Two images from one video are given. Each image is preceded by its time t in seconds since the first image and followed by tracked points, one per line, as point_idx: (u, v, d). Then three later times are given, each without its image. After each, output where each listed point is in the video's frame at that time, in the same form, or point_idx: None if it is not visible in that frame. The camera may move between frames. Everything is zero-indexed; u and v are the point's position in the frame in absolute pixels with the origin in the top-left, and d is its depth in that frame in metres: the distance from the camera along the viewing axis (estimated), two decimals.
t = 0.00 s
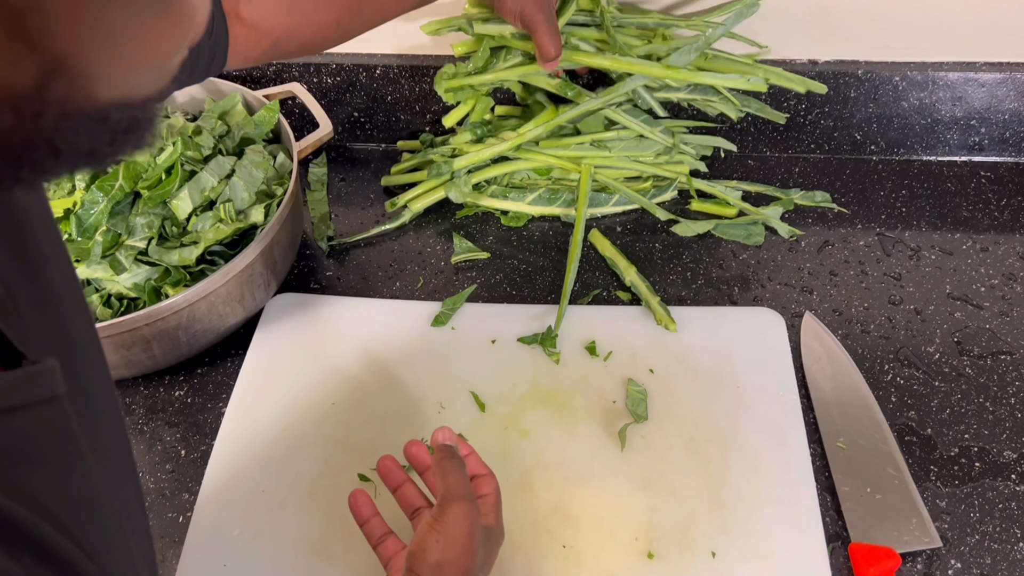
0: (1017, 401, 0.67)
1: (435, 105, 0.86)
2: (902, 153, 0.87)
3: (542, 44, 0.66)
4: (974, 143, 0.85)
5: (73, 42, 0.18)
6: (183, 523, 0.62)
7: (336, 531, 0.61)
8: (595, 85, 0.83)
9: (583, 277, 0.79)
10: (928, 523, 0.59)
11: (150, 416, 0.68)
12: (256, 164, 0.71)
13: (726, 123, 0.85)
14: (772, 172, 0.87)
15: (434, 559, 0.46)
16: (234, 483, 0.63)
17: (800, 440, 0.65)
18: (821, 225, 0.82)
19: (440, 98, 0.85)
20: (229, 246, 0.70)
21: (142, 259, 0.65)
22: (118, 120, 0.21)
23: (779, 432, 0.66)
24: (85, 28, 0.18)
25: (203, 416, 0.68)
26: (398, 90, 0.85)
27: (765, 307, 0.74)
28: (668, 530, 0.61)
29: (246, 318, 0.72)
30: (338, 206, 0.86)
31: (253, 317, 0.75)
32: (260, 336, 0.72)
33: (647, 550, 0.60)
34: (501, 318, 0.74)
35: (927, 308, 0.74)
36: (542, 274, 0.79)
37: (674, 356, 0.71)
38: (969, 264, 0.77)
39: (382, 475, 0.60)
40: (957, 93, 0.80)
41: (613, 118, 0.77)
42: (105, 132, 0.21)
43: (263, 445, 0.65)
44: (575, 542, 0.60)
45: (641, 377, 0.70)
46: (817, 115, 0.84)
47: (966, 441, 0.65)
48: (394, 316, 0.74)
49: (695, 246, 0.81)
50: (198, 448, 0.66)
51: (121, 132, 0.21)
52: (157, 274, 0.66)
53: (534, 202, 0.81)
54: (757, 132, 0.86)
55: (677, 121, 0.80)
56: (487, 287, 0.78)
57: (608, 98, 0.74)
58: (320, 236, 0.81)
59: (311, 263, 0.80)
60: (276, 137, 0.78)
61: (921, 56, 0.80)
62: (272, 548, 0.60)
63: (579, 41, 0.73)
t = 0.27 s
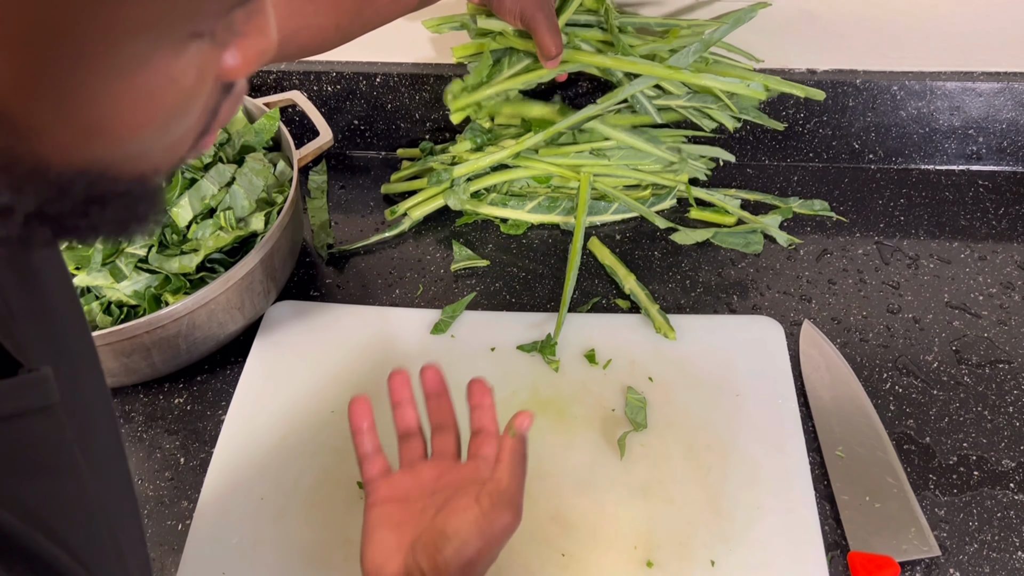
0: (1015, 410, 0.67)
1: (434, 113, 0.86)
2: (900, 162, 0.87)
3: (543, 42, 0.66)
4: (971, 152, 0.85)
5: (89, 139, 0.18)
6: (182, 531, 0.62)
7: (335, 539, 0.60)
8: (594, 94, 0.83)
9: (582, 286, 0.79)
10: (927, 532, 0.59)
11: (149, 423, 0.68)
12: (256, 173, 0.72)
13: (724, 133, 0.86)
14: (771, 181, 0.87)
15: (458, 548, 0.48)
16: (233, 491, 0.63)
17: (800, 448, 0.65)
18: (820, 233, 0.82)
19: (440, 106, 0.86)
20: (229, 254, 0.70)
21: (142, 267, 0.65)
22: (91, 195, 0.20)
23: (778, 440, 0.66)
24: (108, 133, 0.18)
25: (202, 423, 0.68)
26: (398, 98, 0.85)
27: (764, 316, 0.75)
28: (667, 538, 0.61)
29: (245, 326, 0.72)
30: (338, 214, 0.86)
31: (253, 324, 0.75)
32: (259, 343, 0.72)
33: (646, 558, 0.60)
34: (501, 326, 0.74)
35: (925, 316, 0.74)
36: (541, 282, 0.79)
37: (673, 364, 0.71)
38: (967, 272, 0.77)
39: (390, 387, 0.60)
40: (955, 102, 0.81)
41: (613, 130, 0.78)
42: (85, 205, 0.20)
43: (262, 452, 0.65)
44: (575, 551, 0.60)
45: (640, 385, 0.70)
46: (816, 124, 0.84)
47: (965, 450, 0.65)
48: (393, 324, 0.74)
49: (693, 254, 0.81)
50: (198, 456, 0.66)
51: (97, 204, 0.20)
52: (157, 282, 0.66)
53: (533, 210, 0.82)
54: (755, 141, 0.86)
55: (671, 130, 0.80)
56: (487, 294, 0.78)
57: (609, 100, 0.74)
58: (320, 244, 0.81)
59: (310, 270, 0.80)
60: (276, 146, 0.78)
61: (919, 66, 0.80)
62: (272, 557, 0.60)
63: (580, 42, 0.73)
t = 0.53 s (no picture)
0: (1015, 417, 0.67)
1: (434, 119, 0.87)
2: (899, 169, 0.87)
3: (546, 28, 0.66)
4: (970, 159, 0.85)
5: (83, 116, 0.20)
6: (180, 537, 0.62)
7: (335, 545, 0.60)
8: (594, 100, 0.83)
9: (581, 292, 0.79)
10: (927, 540, 0.59)
11: (148, 429, 0.68)
12: (256, 178, 0.72)
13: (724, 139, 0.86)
14: (770, 187, 0.87)
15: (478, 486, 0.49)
16: (233, 497, 0.63)
17: (800, 455, 0.65)
18: (819, 240, 0.82)
19: (440, 112, 0.86)
20: (229, 259, 0.70)
21: (142, 273, 0.66)
22: (80, 176, 0.22)
23: (778, 447, 0.66)
24: (101, 106, 0.21)
25: (201, 429, 0.68)
26: (398, 104, 0.85)
27: (764, 323, 0.75)
28: (668, 544, 0.60)
29: (245, 331, 0.72)
30: (338, 220, 0.86)
31: (253, 330, 0.75)
32: (259, 349, 0.72)
33: (646, 565, 0.60)
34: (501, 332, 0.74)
35: (925, 324, 0.74)
36: (541, 288, 0.79)
37: (672, 370, 0.71)
38: (966, 279, 0.78)
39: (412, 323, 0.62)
40: (954, 109, 0.81)
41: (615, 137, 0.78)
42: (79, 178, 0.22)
43: (262, 458, 0.65)
44: (575, 558, 0.60)
45: (640, 391, 0.70)
46: (815, 131, 0.84)
47: (964, 458, 0.65)
48: (393, 329, 0.74)
49: (693, 261, 0.81)
50: (196, 462, 0.66)
51: (86, 184, 0.22)
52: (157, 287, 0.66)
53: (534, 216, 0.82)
54: (755, 148, 0.87)
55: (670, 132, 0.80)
56: (486, 301, 0.78)
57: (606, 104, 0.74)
58: (319, 250, 0.81)
59: (310, 276, 0.80)
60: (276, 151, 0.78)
61: (918, 74, 0.80)
62: (271, 564, 0.59)
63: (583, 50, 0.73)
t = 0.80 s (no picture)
0: (1014, 423, 0.67)
1: (435, 124, 0.87)
2: (899, 175, 0.88)
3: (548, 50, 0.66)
4: (970, 166, 0.86)
5: (62, 97, 0.21)
6: (180, 541, 0.62)
7: (334, 549, 0.60)
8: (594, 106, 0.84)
9: (581, 297, 0.79)
10: (926, 546, 0.59)
11: (148, 433, 0.68)
12: (257, 182, 0.72)
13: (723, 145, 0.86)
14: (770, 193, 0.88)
15: (463, 518, 0.49)
16: (232, 501, 0.63)
17: (799, 461, 0.65)
18: (818, 246, 0.82)
19: (441, 117, 0.86)
20: (229, 263, 0.70)
21: (142, 276, 0.66)
22: (60, 161, 0.23)
23: (778, 453, 0.66)
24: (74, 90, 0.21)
25: (201, 433, 0.68)
26: (399, 108, 0.86)
27: (764, 329, 0.75)
28: (667, 550, 0.60)
29: (245, 335, 0.72)
30: (338, 224, 0.86)
31: (252, 334, 0.75)
32: (259, 353, 0.72)
33: (645, 570, 0.60)
34: (500, 336, 0.74)
35: (924, 330, 0.74)
36: (541, 292, 0.79)
37: (672, 376, 0.71)
38: (965, 286, 0.78)
39: (398, 360, 0.61)
40: (953, 116, 0.81)
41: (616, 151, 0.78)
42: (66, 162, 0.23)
43: (261, 462, 0.65)
44: (574, 563, 0.60)
45: (639, 397, 0.70)
46: (814, 137, 0.85)
47: (963, 464, 0.65)
48: (393, 334, 0.74)
49: (693, 266, 0.81)
50: (196, 466, 0.66)
51: (66, 170, 0.23)
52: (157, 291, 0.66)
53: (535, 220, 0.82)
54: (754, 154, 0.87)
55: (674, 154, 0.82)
56: (486, 305, 0.78)
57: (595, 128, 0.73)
58: (319, 254, 0.81)
59: (310, 280, 0.80)
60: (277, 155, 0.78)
61: (917, 80, 0.80)
62: (271, 568, 0.59)
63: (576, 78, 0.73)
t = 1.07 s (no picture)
0: (1017, 427, 0.67)
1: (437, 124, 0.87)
2: (901, 177, 0.88)
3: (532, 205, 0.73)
4: (972, 168, 0.86)
5: (68, 99, 0.22)
6: (179, 542, 0.61)
7: (334, 550, 0.60)
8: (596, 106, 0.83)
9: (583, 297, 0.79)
10: (929, 549, 0.59)
11: (147, 433, 0.68)
12: (259, 182, 0.72)
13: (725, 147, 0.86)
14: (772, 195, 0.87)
15: (445, 533, 0.46)
16: (231, 502, 0.62)
17: (801, 464, 0.65)
18: (821, 248, 0.82)
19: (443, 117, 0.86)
20: (230, 262, 0.70)
21: (143, 275, 0.65)
22: (66, 160, 0.24)
23: (780, 455, 0.66)
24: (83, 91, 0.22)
25: (200, 433, 0.68)
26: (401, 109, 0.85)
27: (766, 331, 0.74)
28: (668, 553, 0.60)
29: (245, 335, 0.72)
30: (339, 224, 0.86)
31: (253, 334, 0.75)
32: (259, 353, 0.72)
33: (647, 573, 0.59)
34: (502, 337, 0.74)
35: (926, 333, 0.74)
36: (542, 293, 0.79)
37: (674, 377, 0.71)
38: (968, 289, 0.78)
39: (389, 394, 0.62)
40: (956, 119, 0.81)
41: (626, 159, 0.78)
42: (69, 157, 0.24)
43: (261, 463, 0.65)
44: (575, 566, 0.59)
45: (641, 399, 0.70)
46: (817, 139, 0.85)
47: (966, 467, 0.65)
48: (394, 334, 0.74)
49: (695, 268, 0.81)
50: (195, 466, 0.66)
51: (71, 171, 0.25)
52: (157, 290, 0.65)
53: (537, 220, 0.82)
54: (757, 156, 0.87)
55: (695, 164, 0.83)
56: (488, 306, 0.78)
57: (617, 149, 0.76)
58: (320, 254, 0.81)
59: (311, 280, 0.80)
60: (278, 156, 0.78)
61: (920, 83, 0.80)
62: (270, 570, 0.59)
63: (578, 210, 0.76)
